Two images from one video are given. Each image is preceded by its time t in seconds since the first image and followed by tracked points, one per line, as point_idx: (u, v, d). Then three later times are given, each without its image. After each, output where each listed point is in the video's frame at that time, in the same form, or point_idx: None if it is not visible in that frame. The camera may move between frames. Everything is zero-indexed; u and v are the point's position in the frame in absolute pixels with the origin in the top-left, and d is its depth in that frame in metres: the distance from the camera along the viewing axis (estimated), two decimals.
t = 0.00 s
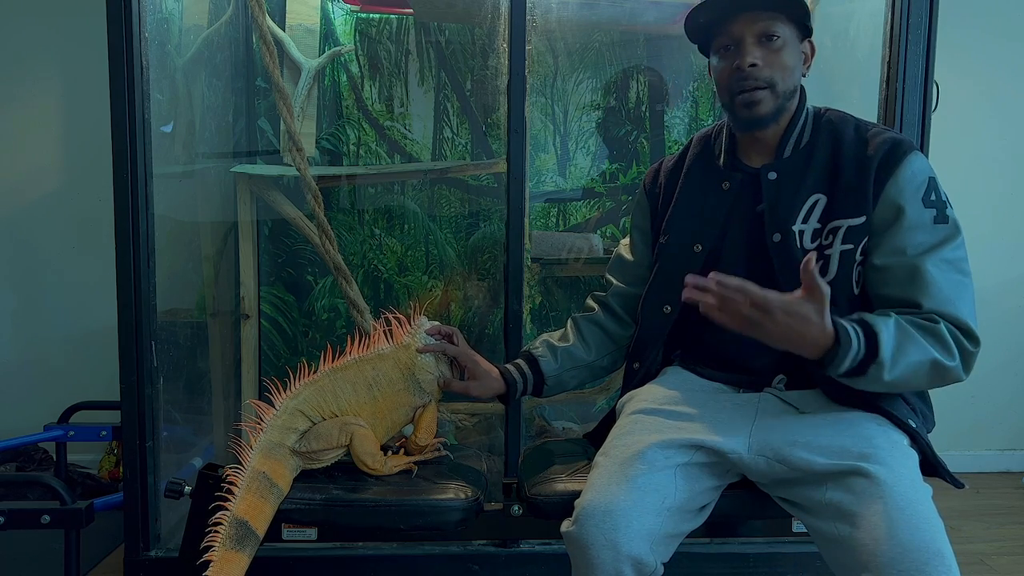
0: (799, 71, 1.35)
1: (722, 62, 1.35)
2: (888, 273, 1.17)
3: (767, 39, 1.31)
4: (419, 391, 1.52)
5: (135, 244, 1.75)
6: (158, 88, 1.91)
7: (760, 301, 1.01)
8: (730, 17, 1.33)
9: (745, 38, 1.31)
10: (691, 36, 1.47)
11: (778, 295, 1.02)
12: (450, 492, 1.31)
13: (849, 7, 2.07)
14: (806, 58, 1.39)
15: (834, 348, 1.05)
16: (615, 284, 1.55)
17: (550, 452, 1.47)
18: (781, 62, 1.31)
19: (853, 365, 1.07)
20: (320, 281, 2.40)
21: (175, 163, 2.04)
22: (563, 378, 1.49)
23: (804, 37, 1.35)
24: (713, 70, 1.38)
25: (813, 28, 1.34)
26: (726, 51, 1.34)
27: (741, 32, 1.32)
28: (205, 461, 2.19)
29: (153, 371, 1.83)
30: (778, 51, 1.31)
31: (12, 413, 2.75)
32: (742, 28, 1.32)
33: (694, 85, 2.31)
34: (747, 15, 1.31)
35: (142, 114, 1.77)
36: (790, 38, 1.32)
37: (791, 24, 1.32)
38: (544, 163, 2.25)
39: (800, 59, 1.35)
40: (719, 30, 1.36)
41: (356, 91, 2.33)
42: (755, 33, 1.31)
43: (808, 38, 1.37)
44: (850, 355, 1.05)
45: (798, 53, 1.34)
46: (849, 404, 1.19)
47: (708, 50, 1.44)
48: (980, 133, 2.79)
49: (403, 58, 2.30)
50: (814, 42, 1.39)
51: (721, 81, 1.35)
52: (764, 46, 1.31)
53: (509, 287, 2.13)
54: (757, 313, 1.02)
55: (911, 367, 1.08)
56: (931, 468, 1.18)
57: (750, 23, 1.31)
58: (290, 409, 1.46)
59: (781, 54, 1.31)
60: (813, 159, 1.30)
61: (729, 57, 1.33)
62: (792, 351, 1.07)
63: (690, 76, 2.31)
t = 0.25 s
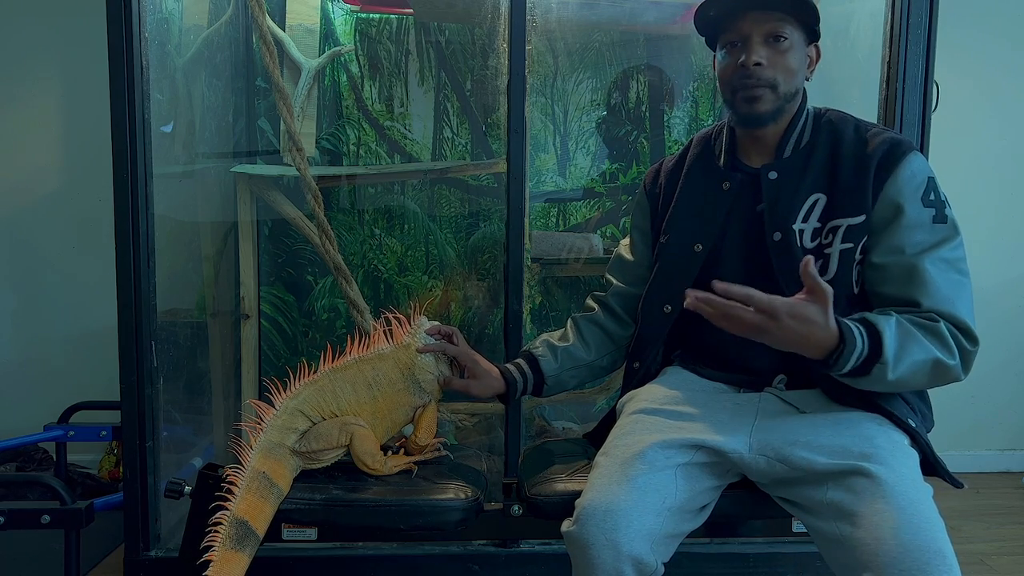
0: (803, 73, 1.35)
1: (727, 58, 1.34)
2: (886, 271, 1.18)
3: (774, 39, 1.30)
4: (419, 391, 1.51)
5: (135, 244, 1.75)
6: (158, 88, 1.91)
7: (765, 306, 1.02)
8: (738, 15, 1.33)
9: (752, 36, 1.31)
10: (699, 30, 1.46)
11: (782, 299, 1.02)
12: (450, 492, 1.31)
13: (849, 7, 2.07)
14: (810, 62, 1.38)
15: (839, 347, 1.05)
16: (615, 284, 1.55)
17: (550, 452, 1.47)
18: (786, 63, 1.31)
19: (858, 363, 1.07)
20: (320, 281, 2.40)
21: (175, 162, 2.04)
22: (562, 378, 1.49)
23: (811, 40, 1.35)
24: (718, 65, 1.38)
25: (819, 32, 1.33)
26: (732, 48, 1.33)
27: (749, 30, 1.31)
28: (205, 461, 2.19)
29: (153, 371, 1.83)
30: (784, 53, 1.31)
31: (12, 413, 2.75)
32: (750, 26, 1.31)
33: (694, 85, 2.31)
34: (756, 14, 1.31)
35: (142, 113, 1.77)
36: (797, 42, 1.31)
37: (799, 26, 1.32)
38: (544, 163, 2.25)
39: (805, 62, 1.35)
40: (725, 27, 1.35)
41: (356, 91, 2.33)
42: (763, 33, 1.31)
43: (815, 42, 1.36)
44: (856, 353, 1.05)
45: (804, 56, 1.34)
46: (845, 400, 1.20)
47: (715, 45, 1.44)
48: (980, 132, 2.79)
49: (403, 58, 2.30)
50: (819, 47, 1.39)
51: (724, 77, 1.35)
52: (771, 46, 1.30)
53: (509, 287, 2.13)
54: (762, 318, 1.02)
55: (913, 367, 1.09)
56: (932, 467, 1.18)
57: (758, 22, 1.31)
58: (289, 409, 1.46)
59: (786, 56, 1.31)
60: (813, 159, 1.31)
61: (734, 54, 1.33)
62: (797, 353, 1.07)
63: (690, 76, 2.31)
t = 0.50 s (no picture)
0: (806, 75, 1.35)
1: (730, 59, 1.34)
2: (886, 272, 1.18)
3: (777, 41, 1.30)
4: (419, 391, 1.51)
5: (135, 244, 1.75)
6: (158, 88, 1.91)
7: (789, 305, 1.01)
8: (741, 16, 1.32)
9: (756, 37, 1.31)
10: (702, 31, 1.46)
11: (806, 299, 1.02)
12: (450, 492, 1.31)
13: (849, 7, 2.07)
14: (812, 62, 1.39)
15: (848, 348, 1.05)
16: (615, 284, 1.55)
17: (550, 452, 1.47)
18: (789, 64, 1.31)
19: (865, 361, 1.07)
20: (320, 281, 2.40)
21: (175, 163, 2.04)
22: (562, 378, 1.48)
23: (813, 41, 1.35)
24: (721, 66, 1.37)
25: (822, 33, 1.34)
26: (735, 49, 1.33)
27: (753, 31, 1.31)
28: (205, 461, 2.19)
29: (153, 371, 1.83)
30: (788, 54, 1.31)
31: (12, 413, 2.75)
32: (753, 28, 1.31)
33: (694, 85, 2.31)
34: (759, 15, 1.31)
35: (142, 113, 1.77)
36: (800, 43, 1.32)
37: (803, 28, 1.32)
38: (544, 163, 2.25)
39: (807, 63, 1.35)
40: (728, 28, 1.35)
41: (356, 91, 2.33)
42: (766, 34, 1.31)
43: (817, 44, 1.37)
44: (863, 351, 1.06)
45: (806, 57, 1.34)
46: (844, 400, 1.20)
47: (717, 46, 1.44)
48: (980, 132, 2.79)
49: (403, 58, 2.30)
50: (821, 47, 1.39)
51: (727, 78, 1.35)
52: (774, 47, 1.30)
53: (509, 288, 2.13)
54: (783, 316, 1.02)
55: (916, 367, 1.09)
56: (932, 468, 1.18)
57: (761, 23, 1.31)
58: (289, 409, 1.46)
59: (790, 57, 1.31)
60: (814, 159, 1.31)
61: (737, 55, 1.33)
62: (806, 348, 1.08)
63: (690, 76, 2.31)
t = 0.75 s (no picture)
0: (804, 73, 1.35)
1: (728, 62, 1.34)
2: (892, 277, 1.19)
3: (774, 41, 1.30)
4: (419, 391, 1.51)
5: (135, 244, 1.75)
6: (158, 88, 1.91)
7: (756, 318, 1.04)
8: (738, 17, 1.32)
9: (753, 39, 1.31)
10: (697, 34, 1.46)
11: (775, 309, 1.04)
12: (450, 491, 1.31)
13: (849, 7, 2.07)
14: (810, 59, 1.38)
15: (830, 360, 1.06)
16: (614, 284, 1.55)
17: (550, 452, 1.47)
18: (787, 64, 1.31)
19: (850, 376, 1.09)
20: (320, 281, 2.40)
21: (175, 163, 2.04)
22: (561, 379, 1.49)
23: (810, 38, 1.35)
24: (719, 69, 1.37)
25: (818, 29, 1.34)
26: (733, 51, 1.33)
27: (750, 32, 1.31)
28: (205, 461, 2.19)
29: (153, 371, 1.83)
30: (786, 53, 1.31)
31: (12, 413, 2.75)
32: (750, 29, 1.31)
33: (694, 85, 2.31)
34: (755, 17, 1.31)
35: (142, 113, 1.77)
36: (797, 41, 1.32)
37: (799, 26, 1.32)
38: (544, 163, 2.25)
39: (805, 61, 1.35)
40: (724, 30, 1.35)
41: (356, 91, 2.33)
42: (763, 34, 1.31)
43: (814, 40, 1.37)
44: (847, 368, 1.07)
45: (803, 56, 1.34)
46: (846, 402, 1.20)
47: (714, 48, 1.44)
48: (980, 132, 2.79)
49: (403, 58, 2.30)
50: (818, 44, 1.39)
51: (726, 81, 1.35)
52: (772, 47, 1.31)
53: (509, 288, 2.13)
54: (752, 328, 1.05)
55: (907, 377, 1.10)
56: (932, 468, 1.18)
57: (758, 24, 1.31)
58: (289, 409, 1.46)
59: (787, 57, 1.31)
60: (815, 160, 1.31)
61: (735, 57, 1.33)
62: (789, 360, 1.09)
63: (690, 76, 2.31)
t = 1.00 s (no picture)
0: (804, 73, 1.35)
1: (728, 63, 1.35)
2: (891, 280, 1.19)
3: (773, 40, 1.30)
4: (419, 391, 1.51)
5: (135, 244, 1.75)
6: (158, 88, 1.91)
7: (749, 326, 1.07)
8: (737, 17, 1.32)
9: (752, 38, 1.31)
10: (697, 33, 1.46)
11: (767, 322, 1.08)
12: (450, 491, 1.31)
13: (849, 7, 2.07)
14: (811, 58, 1.38)
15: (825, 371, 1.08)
16: (615, 284, 1.55)
17: (550, 452, 1.47)
18: (786, 64, 1.31)
19: (845, 383, 1.10)
20: (320, 281, 2.40)
21: (175, 162, 2.04)
22: (561, 379, 1.49)
23: (810, 37, 1.35)
24: (719, 69, 1.38)
25: (818, 29, 1.34)
26: (732, 51, 1.33)
27: (749, 32, 1.31)
28: (205, 461, 2.19)
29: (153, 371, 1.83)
30: (785, 53, 1.31)
31: (12, 413, 2.75)
32: (749, 29, 1.31)
33: (694, 85, 2.31)
34: (754, 16, 1.31)
35: (142, 114, 1.77)
36: (796, 40, 1.32)
37: (798, 26, 1.32)
38: (544, 163, 2.25)
39: (805, 60, 1.35)
40: (724, 30, 1.35)
41: (356, 91, 2.33)
42: (762, 34, 1.31)
43: (814, 40, 1.37)
44: (841, 376, 1.08)
45: (803, 56, 1.34)
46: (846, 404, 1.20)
47: (714, 48, 1.44)
48: (980, 132, 2.79)
49: (403, 58, 2.30)
50: (819, 43, 1.39)
51: (726, 81, 1.35)
52: (771, 47, 1.31)
53: (509, 288, 2.13)
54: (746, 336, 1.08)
55: (904, 384, 1.11)
56: (932, 467, 1.18)
57: (757, 23, 1.31)
58: (289, 409, 1.46)
59: (787, 57, 1.31)
60: (816, 161, 1.31)
61: (735, 57, 1.33)
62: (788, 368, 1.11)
63: (690, 76, 2.31)
